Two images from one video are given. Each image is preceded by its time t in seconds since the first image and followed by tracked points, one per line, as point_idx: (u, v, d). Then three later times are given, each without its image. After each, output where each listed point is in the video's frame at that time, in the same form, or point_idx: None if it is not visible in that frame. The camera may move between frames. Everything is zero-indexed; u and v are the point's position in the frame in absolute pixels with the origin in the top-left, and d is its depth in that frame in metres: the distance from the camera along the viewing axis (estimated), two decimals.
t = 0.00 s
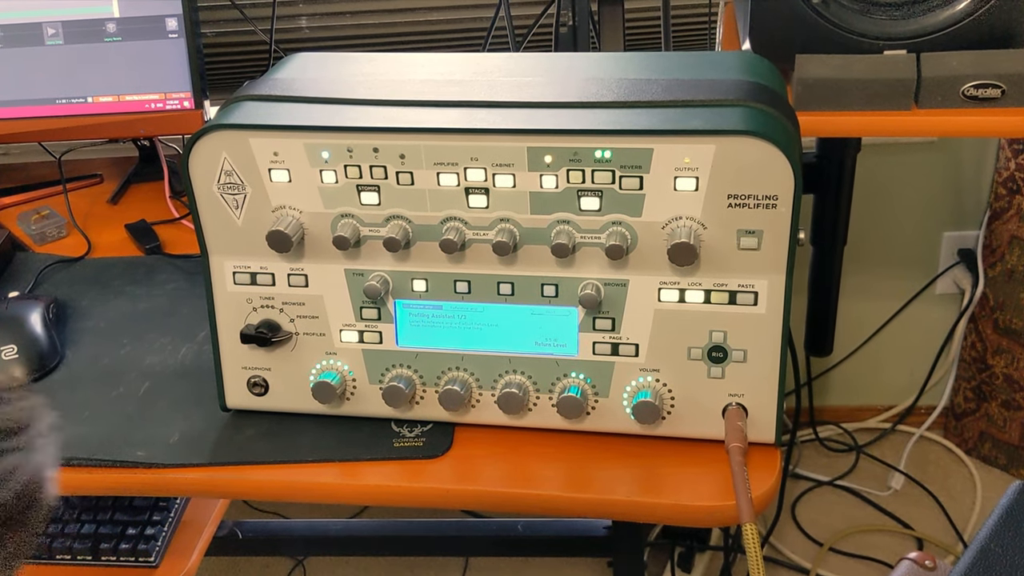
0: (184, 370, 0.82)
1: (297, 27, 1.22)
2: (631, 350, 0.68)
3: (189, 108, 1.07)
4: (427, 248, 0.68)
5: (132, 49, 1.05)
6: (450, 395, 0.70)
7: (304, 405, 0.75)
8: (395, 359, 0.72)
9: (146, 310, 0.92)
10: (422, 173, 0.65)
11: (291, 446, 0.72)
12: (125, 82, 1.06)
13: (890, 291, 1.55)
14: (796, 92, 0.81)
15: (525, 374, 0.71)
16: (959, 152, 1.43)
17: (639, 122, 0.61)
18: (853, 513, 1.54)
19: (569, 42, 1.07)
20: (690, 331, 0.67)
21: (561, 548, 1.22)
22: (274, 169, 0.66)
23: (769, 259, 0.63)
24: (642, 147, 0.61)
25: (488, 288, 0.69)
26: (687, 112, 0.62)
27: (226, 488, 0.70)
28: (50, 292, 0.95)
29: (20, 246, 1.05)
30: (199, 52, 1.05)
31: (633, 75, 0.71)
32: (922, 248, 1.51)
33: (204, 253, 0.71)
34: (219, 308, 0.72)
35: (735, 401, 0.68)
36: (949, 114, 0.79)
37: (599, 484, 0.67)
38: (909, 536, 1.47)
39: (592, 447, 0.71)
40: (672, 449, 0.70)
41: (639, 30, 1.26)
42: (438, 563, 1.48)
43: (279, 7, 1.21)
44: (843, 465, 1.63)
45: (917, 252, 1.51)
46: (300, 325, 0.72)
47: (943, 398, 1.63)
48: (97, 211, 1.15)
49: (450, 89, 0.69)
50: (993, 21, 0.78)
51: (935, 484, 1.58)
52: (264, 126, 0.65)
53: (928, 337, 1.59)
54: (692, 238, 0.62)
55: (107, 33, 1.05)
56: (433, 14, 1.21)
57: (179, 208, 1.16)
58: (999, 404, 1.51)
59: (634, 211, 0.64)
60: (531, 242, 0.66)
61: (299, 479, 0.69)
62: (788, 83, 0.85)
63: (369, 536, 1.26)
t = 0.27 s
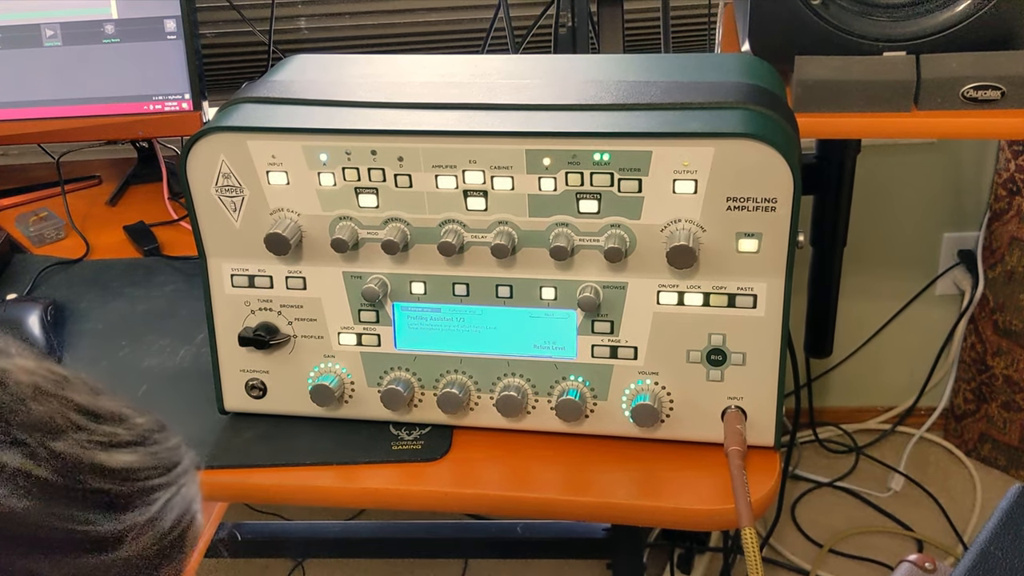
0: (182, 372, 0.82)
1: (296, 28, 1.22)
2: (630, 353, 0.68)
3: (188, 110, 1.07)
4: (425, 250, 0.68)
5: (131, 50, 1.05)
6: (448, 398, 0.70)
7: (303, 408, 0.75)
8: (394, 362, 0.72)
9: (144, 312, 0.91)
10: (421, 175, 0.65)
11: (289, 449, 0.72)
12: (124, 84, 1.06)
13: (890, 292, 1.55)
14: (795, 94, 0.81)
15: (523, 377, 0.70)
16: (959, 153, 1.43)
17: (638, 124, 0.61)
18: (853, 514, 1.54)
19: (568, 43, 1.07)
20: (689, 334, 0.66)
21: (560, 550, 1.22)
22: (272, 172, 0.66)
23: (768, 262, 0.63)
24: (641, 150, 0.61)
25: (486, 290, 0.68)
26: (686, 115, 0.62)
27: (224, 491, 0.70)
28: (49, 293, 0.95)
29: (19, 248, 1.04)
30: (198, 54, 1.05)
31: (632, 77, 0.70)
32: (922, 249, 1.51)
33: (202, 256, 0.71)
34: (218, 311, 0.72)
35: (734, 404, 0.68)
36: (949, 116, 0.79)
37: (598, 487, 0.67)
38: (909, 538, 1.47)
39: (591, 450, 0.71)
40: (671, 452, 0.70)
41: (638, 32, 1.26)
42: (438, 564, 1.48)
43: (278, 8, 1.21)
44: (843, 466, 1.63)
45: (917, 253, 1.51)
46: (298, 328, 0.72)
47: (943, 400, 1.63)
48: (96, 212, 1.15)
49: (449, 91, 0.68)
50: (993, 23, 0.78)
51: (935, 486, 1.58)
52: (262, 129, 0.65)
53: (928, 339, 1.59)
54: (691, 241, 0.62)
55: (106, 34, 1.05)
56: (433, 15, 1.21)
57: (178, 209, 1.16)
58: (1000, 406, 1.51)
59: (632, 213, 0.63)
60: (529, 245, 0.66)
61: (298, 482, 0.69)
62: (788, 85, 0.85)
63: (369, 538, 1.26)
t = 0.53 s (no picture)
0: (181, 373, 0.82)
1: (295, 29, 1.22)
2: (628, 354, 0.68)
3: (187, 111, 1.07)
4: (424, 251, 0.68)
5: (130, 51, 1.05)
6: (446, 399, 0.70)
7: (301, 409, 0.74)
8: (392, 363, 0.72)
9: (143, 313, 0.91)
10: (419, 176, 0.65)
11: (287, 450, 0.72)
12: (122, 84, 1.06)
13: (890, 292, 1.55)
14: (794, 95, 0.81)
15: (522, 378, 0.70)
16: (959, 153, 1.43)
17: (636, 126, 0.61)
18: (852, 515, 1.54)
19: (567, 44, 1.07)
20: (687, 335, 0.66)
21: (560, 550, 1.22)
22: (270, 173, 0.66)
23: (766, 263, 0.63)
24: (639, 151, 0.61)
25: (484, 291, 0.68)
26: (684, 116, 0.62)
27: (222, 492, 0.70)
28: (47, 294, 0.95)
29: (18, 249, 1.04)
30: (197, 55, 1.05)
31: (631, 78, 0.70)
32: (922, 250, 1.51)
33: (201, 257, 0.71)
34: (216, 312, 0.72)
35: (733, 405, 0.68)
36: (947, 116, 0.79)
37: (596, 488, 0.67)
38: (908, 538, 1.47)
39: (589, 451, 0.71)
40: (670, 454, 0.70)
41: (637, 32, 1.26)
42: (438, 565, 1.48)
43: (277, 8, 1.21)
44: (842, 466, 1.63)
45: (916, 253, 1.51)
46: (296, 329, 0.72)
47: (942, 400, 1.63)
48: (95, 213, 1.15)
49: (448, 92, 0.68)
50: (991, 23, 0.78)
51: (934, 486, 1.58)
52: (259, 130, 0.65)
53: (928, 339, 1.59)
54: (689, 242, 0.62)
55: (104, 35, 1.05)
56: (432, 15, 1.22)
57: (177, 210, 1.16)
58: (999, 406, 1.51)
59: (630, 214, 0.63)
60: (527, 246, 0.66)
61: (296, 484, 0.69)
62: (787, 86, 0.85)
63: (368, 538, 1.26)
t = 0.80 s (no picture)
0: (179, 374, 0.82)
1: (294, 29, 1.22)
2: (625, 355, 0.68)
3: (185, 111, 1.07)
4: (422, 252, 0.68)
5: (128, 51, 1.05)
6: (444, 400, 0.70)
7: (299, 410, 0.74)
8: (390, 363, 0.72)
9: (141, 313, 0.91)
10: (416, 177, 0.65)
11: (285, 451, 0.72)
12: (120, 85, 1.06)
13: (889, 293, 1.55)
14: (792, 95, 0.81)
15: (519, 378, 0.70)
16: (957, 154, 1.43)
17: (633, 127, 0.61)
18: (851, 515, 1.54)
19: (565, 44, 1.07)
20: (684, 336, 0.66)
21: (559, 550, 1.22)
22: (268, 174, 0.66)
23: (763, 264, 0.63)
24: (636, 152, 0.61)
25: (482, 292, 0.68)
26: (680, 117, 0.62)
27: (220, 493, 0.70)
28: (46, 295, 0.95)
29: (17, 250, 1.04)
30: (195, 55, 1.05)
31: (629, 79, 0.70)
32: (921, 250, 1.51)
33: (198, 258, 0.71)
34: (213, 313, 0.72)
35: (730, 406, 0.68)
36: (945, 117, 0.79)
37: (593, 489, 0.67)
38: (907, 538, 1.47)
39: (587, 452, 0.71)
40: (668, 454, 0.70)
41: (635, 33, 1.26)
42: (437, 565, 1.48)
43: (276, 9, 1.21)
44: (841, 466, 1.63)
45: (915, 254, 1.51)
46: (294, 329, 0.72)
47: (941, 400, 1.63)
48: (94, 214, 1.15)
49: (445, 93, 0.68)
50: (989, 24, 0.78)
51: (933, 487, 1.58)
52: (256, 130, 0.65)
53: (927, 340, 1.59)
54: (686, 243, 0.62)
55: (102, 36, 1.05)
56: (432, 15, 1.22)
57: (175, 211, 1.16)
58: (998, 406, 1.51)
59: (627, 215, 0.63)
60: (524, 247, 0.66)
61: (294, 485, 0.69)
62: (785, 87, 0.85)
63: (367, 538, 1.26)
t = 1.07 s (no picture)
0: (178, 373, 0.82)
1: (293, 29, 1.23)
2: (623, 354, 0.68)
3: (185, 111, 1.07)
4: (420, 251, 0.68)
5: (127, 51, 1.05)
6: (442, 399, 0.70)
7: (298, 410, 0.75)
8: (389, 362, 0.72)
9: (140, 313, 0.92)
10: (414, 176, 0.65)
11: (284, 450, 0.73)
12: (119, 85, 1.06)
13: (888, 292, 1.55)
14: (790, 95, 0.81)
15: (517, 377, 0.71)
16: (956, 154, 1.44)
17: (630, 126, 0.61)
18: (850, 514, 1.54)
19: (564, 45, 1.07)
20: (682, 335, 0.67)
21: (558, 549, 1.23)
22: (266, 173, 0.66)
23: (760, 264, 0.63)
24: (633, 152, 0.61)
25: (480, 291, 0.68)
26: (678, 116, 0.62)
27: (220, 491, 0.70)
28: (45, 294, 0.96)
29: (16, 249, 1.05)
30: (194, 55, 1.05)
31: (626, 79, 0.71)
32: (920, 250, 1.51)
33: (197, 257, 0.71)
34: (212, 312, 0.72)
35: (727, 404, 0.68)
36: (943, 117, 0.79)
37: (592, 488, 0.67)
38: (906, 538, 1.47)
39: (584, 451, 0.71)
40: (665, 453, 0.70)
41: (634, 32, 1.26)
42: (436, 565, 1.48)
43: (275, 9, 1.21)
44: (840, 466, 1.63)
45: (914, 253, 1.51)
46: (293, 329, 0.72)
47: (940, 400, 1.63)
48: (93, 214, 1.15)
49: (443, 93, 0.69)
50: (986, 24, 0.79)
51: (932, 486, 1.58)
52: (255, 130, 0.65)
53: (926, 339, 1.60)
54: (684, 242, 0.62)
55: (102, 36, 1.05)
56: (430, 15, 1.22)
57: (175, 211, 1.16)
58: (997, 406, 1.51)
59: (625, 215, 0.64)
60: (522, 246, 0.66)
61: (292, 484, 0.69)
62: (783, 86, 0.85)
63: (366, 538, 1.26)
